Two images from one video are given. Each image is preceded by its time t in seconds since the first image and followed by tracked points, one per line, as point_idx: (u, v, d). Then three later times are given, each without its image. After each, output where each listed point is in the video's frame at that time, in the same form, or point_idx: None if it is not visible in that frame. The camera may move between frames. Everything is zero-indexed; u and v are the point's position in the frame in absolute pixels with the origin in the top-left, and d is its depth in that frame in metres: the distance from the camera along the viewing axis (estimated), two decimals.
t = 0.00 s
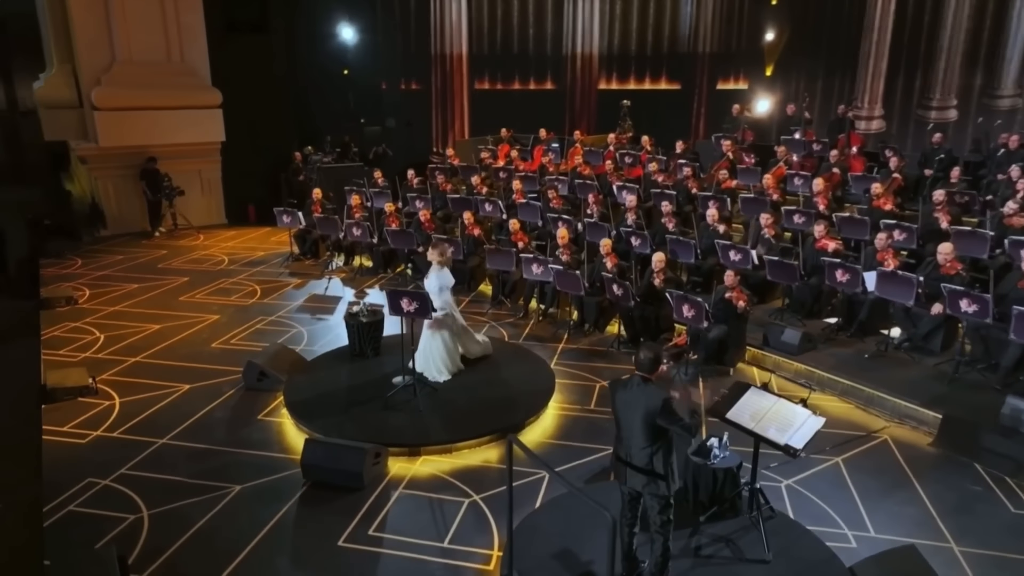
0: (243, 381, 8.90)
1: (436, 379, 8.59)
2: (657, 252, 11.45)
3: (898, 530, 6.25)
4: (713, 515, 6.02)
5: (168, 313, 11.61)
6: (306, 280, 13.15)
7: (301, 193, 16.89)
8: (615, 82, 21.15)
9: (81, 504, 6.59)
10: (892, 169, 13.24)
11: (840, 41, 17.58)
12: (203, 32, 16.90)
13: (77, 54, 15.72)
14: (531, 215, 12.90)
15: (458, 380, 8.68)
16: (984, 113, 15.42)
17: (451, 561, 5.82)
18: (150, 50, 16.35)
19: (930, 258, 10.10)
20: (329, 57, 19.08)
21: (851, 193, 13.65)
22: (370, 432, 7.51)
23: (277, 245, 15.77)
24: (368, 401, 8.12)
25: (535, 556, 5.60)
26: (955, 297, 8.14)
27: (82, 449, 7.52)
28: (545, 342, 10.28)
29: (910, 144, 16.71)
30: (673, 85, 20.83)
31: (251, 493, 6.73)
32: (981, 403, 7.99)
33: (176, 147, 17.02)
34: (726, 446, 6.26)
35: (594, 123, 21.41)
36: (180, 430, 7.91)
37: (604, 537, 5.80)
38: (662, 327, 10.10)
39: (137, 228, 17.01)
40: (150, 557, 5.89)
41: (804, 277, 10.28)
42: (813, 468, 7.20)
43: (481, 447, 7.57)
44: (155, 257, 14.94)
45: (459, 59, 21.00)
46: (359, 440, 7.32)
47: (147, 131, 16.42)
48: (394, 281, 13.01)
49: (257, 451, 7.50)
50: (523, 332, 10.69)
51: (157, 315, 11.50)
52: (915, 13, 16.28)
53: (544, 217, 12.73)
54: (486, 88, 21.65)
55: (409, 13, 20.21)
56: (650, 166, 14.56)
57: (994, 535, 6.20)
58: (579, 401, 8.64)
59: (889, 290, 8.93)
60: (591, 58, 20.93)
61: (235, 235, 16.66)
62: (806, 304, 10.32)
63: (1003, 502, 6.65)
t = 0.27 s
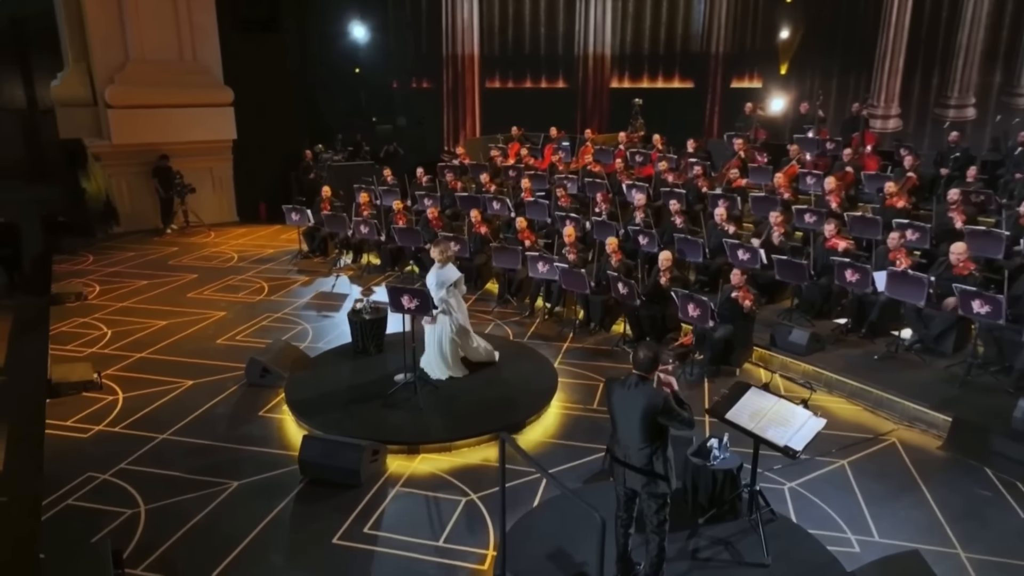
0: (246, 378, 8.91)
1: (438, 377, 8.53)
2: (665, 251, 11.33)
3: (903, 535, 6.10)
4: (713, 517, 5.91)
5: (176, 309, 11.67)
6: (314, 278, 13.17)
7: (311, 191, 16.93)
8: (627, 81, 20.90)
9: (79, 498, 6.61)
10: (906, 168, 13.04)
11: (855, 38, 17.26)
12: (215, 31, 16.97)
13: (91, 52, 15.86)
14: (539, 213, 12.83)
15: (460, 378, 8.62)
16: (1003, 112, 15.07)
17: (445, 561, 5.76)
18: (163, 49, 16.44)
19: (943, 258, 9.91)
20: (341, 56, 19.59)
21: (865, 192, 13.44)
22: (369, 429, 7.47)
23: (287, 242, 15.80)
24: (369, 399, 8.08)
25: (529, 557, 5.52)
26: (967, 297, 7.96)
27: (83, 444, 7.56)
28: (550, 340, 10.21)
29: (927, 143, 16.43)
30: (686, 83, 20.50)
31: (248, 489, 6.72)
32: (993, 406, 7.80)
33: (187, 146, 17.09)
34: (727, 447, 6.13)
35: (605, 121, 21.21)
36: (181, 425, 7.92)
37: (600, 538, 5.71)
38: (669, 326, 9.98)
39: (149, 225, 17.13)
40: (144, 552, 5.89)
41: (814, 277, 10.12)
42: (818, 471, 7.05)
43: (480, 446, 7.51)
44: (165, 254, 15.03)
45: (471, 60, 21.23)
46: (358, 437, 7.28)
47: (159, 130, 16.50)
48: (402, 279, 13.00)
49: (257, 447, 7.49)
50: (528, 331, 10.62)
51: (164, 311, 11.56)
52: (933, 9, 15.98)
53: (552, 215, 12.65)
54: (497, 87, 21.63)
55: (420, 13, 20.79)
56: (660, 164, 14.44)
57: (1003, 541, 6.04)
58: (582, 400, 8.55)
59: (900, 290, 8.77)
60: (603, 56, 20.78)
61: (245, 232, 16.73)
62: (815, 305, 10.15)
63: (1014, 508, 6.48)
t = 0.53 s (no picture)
0: (253, 373, 8.93)
1: (443, 375, 8.45)
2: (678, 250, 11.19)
3: (912, 542, 5.92)
4: (714, 520, 5.79)
5: (189, 304, 11.75)
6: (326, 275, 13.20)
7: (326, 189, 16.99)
8: (645, 79, 20.82)
9: (82, 490, 6.65)
10: (928, 166, 12.77)
11: (877, 35, 17.05)
12: (234, 30, 17.08)
13: (113, 51, 16.07)
14: (551, 212, 12.75)
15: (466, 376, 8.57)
16: None
17: (440, 560, 5.69)
18: (182, 48, 16.60)
19: (962, 258, 9.66)
20: (359, 54, 19.88)
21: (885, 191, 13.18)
22: (372, 426, 7.44)
23: (302, 239, 15.87)
24: (373, 395, 8.06)
25: (524, 557, 5.44)
26: (986, 298, 7.74)
27: (89, 436, 7.61)
28: (559, 339, 10.12)
29: (952, 141, 16.06)
30: (705, 81, 20.33)
31: (248, 484, 6.71)
32: (1011, 410, 7.57)
33: (206, 143, 17.24)
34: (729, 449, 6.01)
35: (622, 119, 20.99)
36: (187, 419, 7.95)
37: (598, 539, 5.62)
38: (679, 326, 9.85)
39: (167, 221, 17.30)
40: (142, 544, 5.90)
41: (829, 277, 9.91)
42: (826, 475, 6.89)
43: (483, 444, 7.45)
44: (181, 250, 15.17)
45: (488, 60, 20.77)
46: (360, 433, 7.25)
47: (179, 127, 16.65)
48: (413, 276, 12.99)
49: (259, 442, 7.50)
50: (537, 329, 10.54)
51: (177, 306, 11.65)
52: (959, 6, 15.66)
53: (564, 213, 12.55)
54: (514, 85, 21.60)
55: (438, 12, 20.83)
56: (676, 163, 14.29)
57: (1017, 550, 5.84)
58: (588, 400, 8.45)
59: (916, 291, 8.56)
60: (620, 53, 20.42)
61: (261, 229, 16.83)
62: (830, 305, 9.98)
63: None
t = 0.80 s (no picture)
0: (260, 367, 8.96)
1: (450, 372, 8.41)
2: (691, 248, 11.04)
3: (922, 549, 5.75)
4: (716, 522, 5.65)
5: (202, 299, 11.84)
6: (339, 272, 13.23)
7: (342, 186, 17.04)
8: (665, 77, 20.63)
9: (86, 481, 6.70)
10: (952, 165, 12.46)
11: (902, 32, 16.70)
12: (252, 27, 17.24)
13: (135, 49, 16.26)
14: (565, 210, 12.65)
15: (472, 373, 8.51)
16: None
17: (437, 557, 5.64)
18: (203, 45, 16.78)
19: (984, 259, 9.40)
20: (377, 51, 19.87)
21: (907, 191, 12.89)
22: (375, 422, 7.41)
23: (317, 236, 15.93)
24: (378, 391, 8.03)
25: (521, 557, 5.37)
26: (1005, 300, 7.51)
27: (97, 428, 7.68)
28: (568, 338, 10.04)
29: (979, 141, 15.65)
30: (726, 79, 20.06)
31: (249, 477, 6.72)
32: None
33: (225, 140, 17.38)
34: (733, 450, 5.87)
35: (640, 117, 20.79)
36: (193, 413, 7.99)
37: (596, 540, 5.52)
38: (690, 325, 9.71)
39: (187, 218, 17.47)
40: (141, 536, 5.92)
41: (845, 277, 9.71)
42: (836, 478, 6.72)
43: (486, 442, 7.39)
44: (199, 246, 15.30)
45: (507, 60, 21.24)
46: (362, 429, 7.23)
47: (198, 124, 16.81)
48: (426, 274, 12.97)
49: (263, 436, 7.50)
50: (547, 328, 10.46)
51: (192, 301, 11.74)
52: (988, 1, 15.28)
53: (578, 211, 12.45)
54: (532, 84, 21.63)
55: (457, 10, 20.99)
56: (692, 161, 14.12)
57: None
58: (595, 399, 8.36)
59: (934, 291, 8.35)
60: (638, 51, 20.38)
61: (278, 226, 16.93)
62: (846, 306, 9.79)
63: None
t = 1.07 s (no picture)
0: (267, 363, 8.99)
1: (456, 370, 8.39)
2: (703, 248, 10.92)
3: (930, 554, 5.61)
4: (716, 524, 5.56)
5: (215, 295, 11.91)
6: (351, 269, 13.26)
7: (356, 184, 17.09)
8: (682, 75, 20.45)
9: (90, 473, 6.76)
10: (973, 165, 12.21)
11: (924, 30, 16.42)
12: (268, 26, 17.33)
13: (152, 47, 16.40)
14: (576, 208, 12.58)
15: (477, 371, 8.47)
16: None
17: (433, 555, 5.60)
18: (219, 44, 16.89)
19: (1002, 260, 9.18)
20: (391, 50, 19.99)
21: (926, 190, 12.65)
22: (377, 419, 7.39)
23: (330, 234, 15.97)
24: (382, 388, 8.02)
25: (517, 556, 5.31)
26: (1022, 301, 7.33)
27: (103, 421, 7.74)
28: (576, 337, 9.97)
29: (1003, 140, 15.31)
30: (744, 78, 19.83)
31: (251, 472, 6.72)
32: None
33: (241, 138, 17.49)
34: (736, 451, 5.77)
35: (655, 115, 20.61)
36: (199, 407, 8.03)
37: (594, 541, 5.45)
38: (699, 325, 9.60)
39: (203, 215, 17.62)
40: (141, 529, 5.95)
41: (858, 277, 9.55)
42: (843, 481, 6.58)
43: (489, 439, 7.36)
44: (213, 243, 15.41)
45: (521, 61, 20.91)
46: (364, 425, 7.22)
47: (215, 121, 16.93)
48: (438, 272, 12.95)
49: (267, 432, 7.52)
50: (555, 327, 10.39)
51: (204, 297, 11.83)
52: None
53: (589, 210, 12.37)
54: (548, 82, 21.52)
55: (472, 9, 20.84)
56: (706, 161, 13.99)
57: None
58: (601, 398, 8.28)
59: (948, 292, 8.19)
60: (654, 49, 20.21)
61: (293, 224, 17.00)
62: (860, 307, 9.62)
63: None
